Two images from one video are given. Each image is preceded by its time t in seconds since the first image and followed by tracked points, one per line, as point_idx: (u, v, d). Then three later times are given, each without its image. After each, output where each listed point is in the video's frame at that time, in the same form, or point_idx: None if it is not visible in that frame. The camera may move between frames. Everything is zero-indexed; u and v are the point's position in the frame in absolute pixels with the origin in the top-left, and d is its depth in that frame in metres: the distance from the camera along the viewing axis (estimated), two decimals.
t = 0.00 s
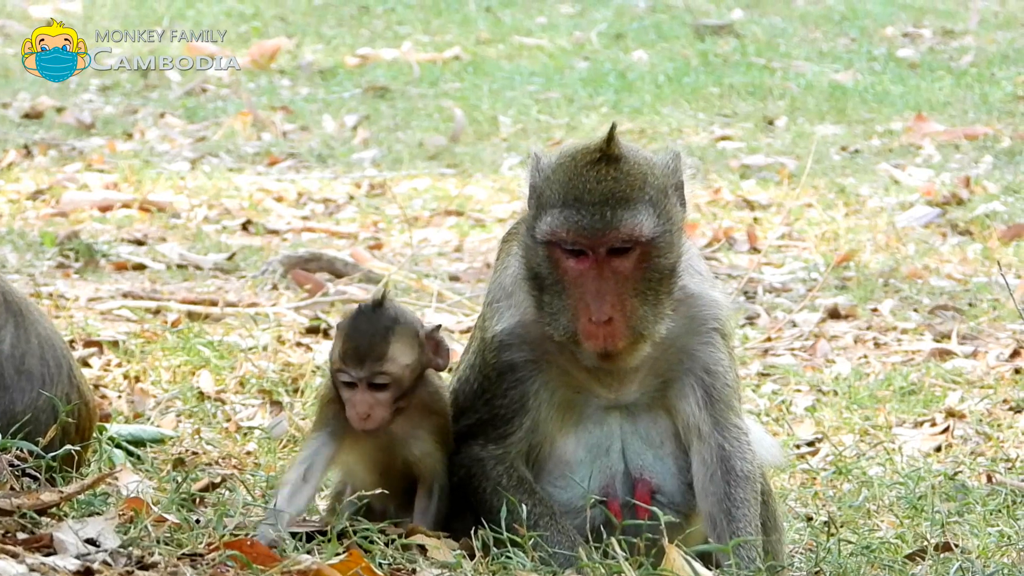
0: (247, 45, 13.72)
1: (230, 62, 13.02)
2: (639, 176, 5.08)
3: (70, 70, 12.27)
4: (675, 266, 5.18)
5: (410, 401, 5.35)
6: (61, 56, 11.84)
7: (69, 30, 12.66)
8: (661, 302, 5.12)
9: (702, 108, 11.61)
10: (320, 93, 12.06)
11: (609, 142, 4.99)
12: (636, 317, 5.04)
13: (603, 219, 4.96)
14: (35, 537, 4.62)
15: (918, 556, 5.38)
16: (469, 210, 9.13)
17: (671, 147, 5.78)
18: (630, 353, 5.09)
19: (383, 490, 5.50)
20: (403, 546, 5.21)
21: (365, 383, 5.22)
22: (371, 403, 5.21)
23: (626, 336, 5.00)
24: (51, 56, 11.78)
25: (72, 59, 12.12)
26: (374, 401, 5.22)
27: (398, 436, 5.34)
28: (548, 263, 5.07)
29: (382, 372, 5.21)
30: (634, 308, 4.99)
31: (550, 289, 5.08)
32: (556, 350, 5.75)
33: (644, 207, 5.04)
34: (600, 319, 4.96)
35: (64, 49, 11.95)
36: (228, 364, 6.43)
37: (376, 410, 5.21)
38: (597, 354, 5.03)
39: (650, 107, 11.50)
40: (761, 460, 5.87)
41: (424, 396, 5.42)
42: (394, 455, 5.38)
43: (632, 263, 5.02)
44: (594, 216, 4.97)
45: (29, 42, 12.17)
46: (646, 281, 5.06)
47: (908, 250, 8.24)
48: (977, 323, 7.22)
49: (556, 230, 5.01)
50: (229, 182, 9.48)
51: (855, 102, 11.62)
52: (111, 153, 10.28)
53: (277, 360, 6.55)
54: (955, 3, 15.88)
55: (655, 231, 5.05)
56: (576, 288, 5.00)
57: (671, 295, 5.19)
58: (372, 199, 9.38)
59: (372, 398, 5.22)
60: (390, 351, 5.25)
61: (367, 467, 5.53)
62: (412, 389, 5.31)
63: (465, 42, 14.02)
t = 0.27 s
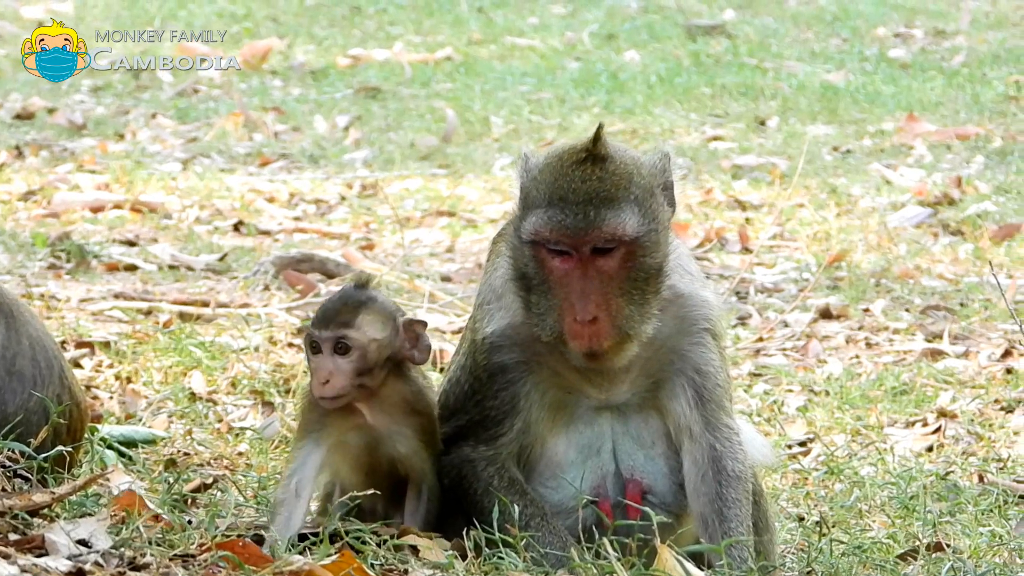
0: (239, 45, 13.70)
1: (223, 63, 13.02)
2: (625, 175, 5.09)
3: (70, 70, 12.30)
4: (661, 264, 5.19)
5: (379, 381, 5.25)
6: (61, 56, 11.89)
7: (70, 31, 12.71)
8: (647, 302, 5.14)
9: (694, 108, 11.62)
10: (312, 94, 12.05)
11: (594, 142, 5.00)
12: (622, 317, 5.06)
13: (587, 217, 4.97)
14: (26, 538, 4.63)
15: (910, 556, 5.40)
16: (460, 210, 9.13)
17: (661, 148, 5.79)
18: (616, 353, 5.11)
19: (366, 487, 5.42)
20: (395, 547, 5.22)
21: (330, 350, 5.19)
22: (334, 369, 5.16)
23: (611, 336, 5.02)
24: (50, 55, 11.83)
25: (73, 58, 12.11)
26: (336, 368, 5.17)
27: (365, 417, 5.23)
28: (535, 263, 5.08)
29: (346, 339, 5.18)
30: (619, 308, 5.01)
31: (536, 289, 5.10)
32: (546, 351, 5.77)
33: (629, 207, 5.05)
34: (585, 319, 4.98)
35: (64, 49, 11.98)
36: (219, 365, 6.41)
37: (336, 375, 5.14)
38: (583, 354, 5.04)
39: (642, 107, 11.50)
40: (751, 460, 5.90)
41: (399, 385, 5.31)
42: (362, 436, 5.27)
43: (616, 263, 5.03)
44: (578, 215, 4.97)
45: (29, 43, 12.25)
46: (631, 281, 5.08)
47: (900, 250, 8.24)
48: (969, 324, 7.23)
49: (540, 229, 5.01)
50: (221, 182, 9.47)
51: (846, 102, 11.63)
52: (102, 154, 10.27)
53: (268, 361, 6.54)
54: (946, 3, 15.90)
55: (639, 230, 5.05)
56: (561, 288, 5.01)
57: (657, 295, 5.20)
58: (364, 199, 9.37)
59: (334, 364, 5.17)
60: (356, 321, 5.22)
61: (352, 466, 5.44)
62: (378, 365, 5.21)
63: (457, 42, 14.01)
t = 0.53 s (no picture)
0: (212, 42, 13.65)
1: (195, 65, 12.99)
2: (586, 169, 5.07)
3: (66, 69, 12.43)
4: (623, 258, 5.17)
5: (352, 369, 5.41)
6: (60, 56, 12.33)
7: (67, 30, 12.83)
8: (607, 296, 5.12)
9: (666, 106, 11.62)
10: (283, 93, 11.99)
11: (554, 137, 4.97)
12: (580, 310, 5.04)
13: (544, 210, 4.95)
14: None
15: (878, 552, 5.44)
16: (432, 209, 9.11)
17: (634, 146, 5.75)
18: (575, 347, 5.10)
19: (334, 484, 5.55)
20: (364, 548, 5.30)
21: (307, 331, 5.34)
22: (310, 350, 5.32)
23: (570, 330, 5.02)
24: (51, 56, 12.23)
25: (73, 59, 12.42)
26: (313, 350, 5.32)
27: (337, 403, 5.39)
28: (497, 259, 5.08)
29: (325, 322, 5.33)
30: (576, 300, 5.00)
31: (500, 284, 5.10)
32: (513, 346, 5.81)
33: (589, 200, 5.03)
34: (542, 311, 4.96)
35: (63, 49, 12.44)
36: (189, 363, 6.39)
37: (312, 356, 5.30)
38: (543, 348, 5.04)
39: (615, 106, 11.52)
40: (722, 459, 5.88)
41: (372, 378, 5.49)
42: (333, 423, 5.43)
43: (576, 255, 5.01)
44: (536, 207, 4.95)
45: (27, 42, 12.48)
46: (592, 275, 5.06)
47: (872, 247, 8.25)
48: (940, 320, 7.25)
49: (501, 222, 4.99)
50: (193, 181, 9.45)
51: (820, 100, 11.62)
52: (73, 153, 10.26)
53: (239, 360, 6.51)
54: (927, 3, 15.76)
55: (598, 223, 5.04)
56: (521, 282, 5.01)
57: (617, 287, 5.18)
58: (336, 197, 9.34)
59: (312, 346, 5.33)
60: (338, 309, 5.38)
61: (321, 458, 5.59)
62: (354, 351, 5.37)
63: (429, 40, 13.92)
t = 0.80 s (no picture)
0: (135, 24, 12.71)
1: (109, 52, 12.16)
2: (505, 156, 4.91)
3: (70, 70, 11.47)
4: (544, 243, 4.99)
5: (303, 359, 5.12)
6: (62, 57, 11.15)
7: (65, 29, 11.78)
8: (528, 284, 4.95)
9: (584, 97, 11.21)
10: (201, 84, 11.34)
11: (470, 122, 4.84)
12: (502, 296, 4.87)
13: (462, 196, 4.81)
14: None
15: (803, 543, 5.39)
16: (351, 199, 8.77)
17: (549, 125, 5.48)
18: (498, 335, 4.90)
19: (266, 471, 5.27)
20: (286, 536, 5.06)
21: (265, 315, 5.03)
22: (268, 335, 5.01)
23: (491, 315, 4.83)
24: (50, 55, 11.08)
25: (73, 58, 11.37)
26: (271, 334, 5.02)
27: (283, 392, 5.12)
28: (415, 243, 4.90)
29: (284, 307, 5.03)
30: (497, 286, 4.83)
31: (419, 271, 4.91)
32: (436, 334, 5.40)
33: (508, 185, 4.88)
34: (463, 296, 4.79)
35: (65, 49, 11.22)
36: (111, 355, 6.39)
37: (271, 341, 5.00)
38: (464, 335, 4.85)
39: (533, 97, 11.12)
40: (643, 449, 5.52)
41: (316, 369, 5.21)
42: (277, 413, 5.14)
43: (495, 240, 4.85)
44: (454, 190, 4.82)
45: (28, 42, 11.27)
46: (512, 260, 4.89)
47: (792, 238, 8.18)
48: (861, 311, 7.23)
49: (419, 206, 4.85)
50: (112, 172, 8.96)
51: (737, 91, 11.25)
52: None
53: (160, 351, 6.53)
54: None
55: (519, 207, 4.88)
56: (440, 267, 4.83)
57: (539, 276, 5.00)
58: (254, 189, 8.93)
59: (269, 330, 5.02)
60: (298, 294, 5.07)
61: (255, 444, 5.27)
62: (310, 340, 5.08)
63: (346, 32, 13.26)
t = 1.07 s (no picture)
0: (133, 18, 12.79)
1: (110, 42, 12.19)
2: (510, 137, 4.96)
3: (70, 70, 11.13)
4: (548, 224, 5.03)
5: (321, 353, 5.15)
6: (62, 57, 10.81)
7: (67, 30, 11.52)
8: (533, 262, 4.97)
9: (584, 86, 11.22)
10: (202, 74, 11.42)
11: (476, 102, 4.89)
12: (506, 275, 4.88)
13: (468, 173, 4.84)
14: None
15: (802, 533, 5.37)
16: (351, 187, 8.77)
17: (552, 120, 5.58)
18: (502, 314, 4.91)
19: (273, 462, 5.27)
20: (286, 526, 5.04)
21: (287, 309, 5.06)
22: (291, 332, 5.05)
23: (496, 293, 4.84)
24: (50, 55, 10.72)
25: (73, 58, 11.01)
26: (292, 330, 5.05)
27: (300, 385, 5.13)
28: (420, 224, 4.92)
29: (306, 302, 5.06)
30: (502, 264, 4.84)
31: (423, 251, 4.93)
32: (439, 320, 5.37)
33: (514, 165, 4.93)
34: (468, 274, 4.81)
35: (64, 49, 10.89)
36: (111, 344, 6.39)
37: (293, 338, 5.04)
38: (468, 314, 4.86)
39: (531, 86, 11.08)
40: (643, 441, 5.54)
41: (333, 360, 5.23)
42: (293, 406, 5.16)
43: (501, 219, 4.87)
44: (461, 167, 4.86)
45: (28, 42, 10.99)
46: (516, 238, 4.91)
47: (790, 227, 8.18)
48: (860, 301, 7.22)
49: (426, 183, 4.89)
50: (112, 161, 8.97)
51: (737, 80, 11.23)
52: None
53: (159, 340, 6.53)
54: None
55: (525, 187, 4.92)
56: (444, 245, 4.85)
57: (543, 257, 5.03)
58: (254, 177, 8.95)
59: (291, 326, 5.06)
60: (317, 287, 5.09)
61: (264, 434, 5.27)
62: (330, 334, 5.12)
63: (346, 20, 13.35)
